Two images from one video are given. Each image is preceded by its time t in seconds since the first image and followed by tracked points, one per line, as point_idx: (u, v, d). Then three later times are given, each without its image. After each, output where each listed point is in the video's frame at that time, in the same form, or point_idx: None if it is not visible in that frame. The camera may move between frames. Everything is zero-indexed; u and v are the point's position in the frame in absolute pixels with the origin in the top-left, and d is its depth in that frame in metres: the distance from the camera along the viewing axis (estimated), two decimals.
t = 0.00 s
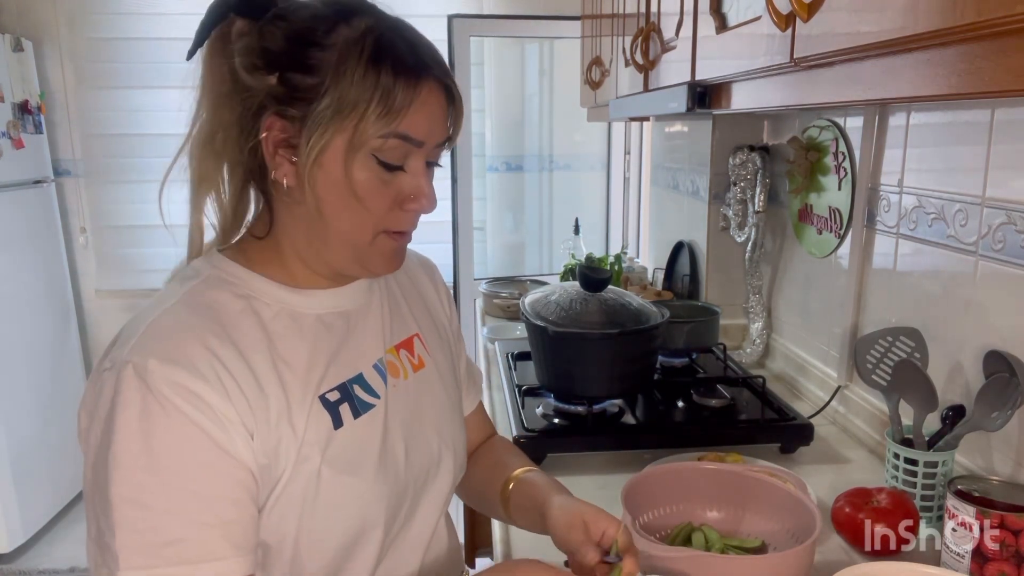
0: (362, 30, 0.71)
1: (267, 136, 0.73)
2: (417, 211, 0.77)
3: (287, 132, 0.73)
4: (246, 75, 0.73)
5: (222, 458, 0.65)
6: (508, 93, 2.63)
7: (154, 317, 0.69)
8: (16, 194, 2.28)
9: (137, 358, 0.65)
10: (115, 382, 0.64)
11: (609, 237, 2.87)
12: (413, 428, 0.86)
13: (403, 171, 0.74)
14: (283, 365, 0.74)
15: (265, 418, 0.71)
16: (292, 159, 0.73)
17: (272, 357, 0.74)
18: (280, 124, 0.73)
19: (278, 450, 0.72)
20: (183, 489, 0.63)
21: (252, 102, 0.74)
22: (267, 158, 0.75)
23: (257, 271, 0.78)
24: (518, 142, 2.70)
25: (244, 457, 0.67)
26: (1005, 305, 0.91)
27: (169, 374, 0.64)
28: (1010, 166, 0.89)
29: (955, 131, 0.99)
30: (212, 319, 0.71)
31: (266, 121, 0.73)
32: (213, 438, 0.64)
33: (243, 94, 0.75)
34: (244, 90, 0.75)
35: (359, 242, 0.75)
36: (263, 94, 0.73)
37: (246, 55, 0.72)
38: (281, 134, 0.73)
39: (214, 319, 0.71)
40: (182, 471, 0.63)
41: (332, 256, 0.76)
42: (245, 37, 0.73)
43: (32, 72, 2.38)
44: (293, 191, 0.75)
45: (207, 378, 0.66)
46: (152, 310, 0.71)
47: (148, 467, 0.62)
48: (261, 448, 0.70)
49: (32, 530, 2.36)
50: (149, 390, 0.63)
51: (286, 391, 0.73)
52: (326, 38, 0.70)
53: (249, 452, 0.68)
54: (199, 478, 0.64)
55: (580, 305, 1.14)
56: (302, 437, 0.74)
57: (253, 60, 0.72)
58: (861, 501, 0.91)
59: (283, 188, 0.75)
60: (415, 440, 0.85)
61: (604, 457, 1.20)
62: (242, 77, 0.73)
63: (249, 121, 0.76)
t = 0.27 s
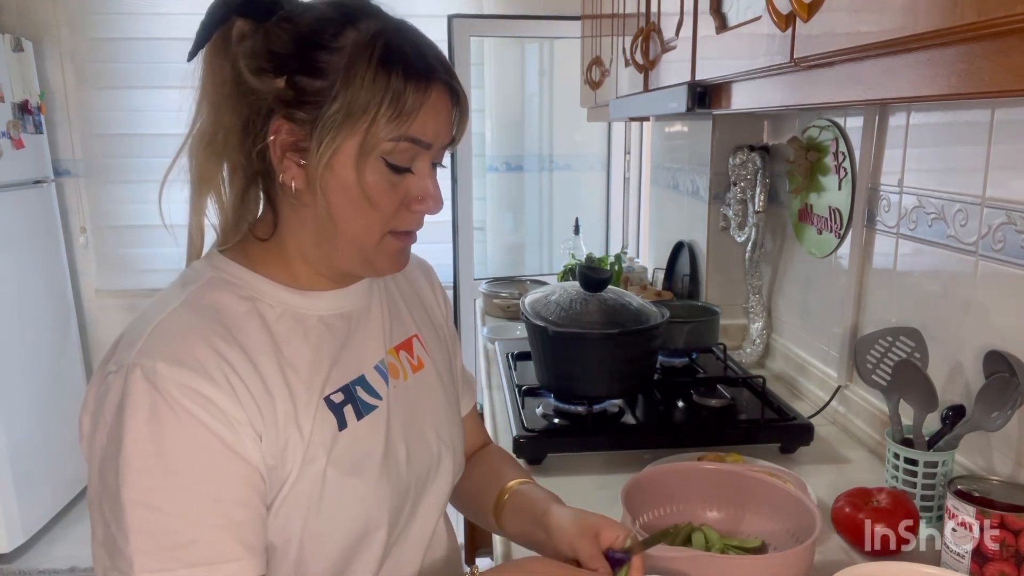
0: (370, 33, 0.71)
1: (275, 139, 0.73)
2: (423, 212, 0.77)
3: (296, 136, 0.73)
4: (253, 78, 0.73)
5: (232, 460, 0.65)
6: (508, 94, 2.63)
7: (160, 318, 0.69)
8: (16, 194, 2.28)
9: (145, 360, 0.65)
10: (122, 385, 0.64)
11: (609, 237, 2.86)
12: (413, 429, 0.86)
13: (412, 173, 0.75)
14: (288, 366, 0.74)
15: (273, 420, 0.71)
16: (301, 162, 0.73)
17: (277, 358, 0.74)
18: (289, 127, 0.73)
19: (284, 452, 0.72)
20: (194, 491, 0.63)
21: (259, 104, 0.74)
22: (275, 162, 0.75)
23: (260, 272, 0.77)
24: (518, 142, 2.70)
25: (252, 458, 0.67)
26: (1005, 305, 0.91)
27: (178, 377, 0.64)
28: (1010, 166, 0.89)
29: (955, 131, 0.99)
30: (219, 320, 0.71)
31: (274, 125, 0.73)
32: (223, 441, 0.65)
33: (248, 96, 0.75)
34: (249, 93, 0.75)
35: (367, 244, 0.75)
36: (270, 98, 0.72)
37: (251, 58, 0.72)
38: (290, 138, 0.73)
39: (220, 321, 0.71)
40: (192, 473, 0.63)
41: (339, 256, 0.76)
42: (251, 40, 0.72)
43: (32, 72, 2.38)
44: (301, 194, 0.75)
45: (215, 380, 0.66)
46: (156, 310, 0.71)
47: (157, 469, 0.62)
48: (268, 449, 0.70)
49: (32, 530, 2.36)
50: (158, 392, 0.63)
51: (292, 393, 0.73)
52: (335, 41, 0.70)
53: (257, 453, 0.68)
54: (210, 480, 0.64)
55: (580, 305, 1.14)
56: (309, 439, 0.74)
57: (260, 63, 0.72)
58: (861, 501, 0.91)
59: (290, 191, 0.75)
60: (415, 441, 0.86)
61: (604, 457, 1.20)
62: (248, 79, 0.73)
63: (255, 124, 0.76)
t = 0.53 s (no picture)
0: (377, 36, 0.71)
1: (282, 141, 0.73)
2: (428, 215, 0.78)
3: (303, 138, 0.73)
4: (258, 80, 0.72)
5: (239, 462, 0.65)
6: (508, 94, 2.63)
7: (165, 321, 0.69)
8: (16, 194, 2.28)
9: (151, 364, 0.65)
10: (128, 388, 0.64)
11: (609, 237, 2.86)
12: (414, 429, 0.86)
13: (419, 176, 0.75)
14: (292, 368, 0.74)
15: (278, 422, 0.71)
16: (307, 164, 0.74)
17: (282, 359, 0.74)
18: (296, 130, 0.73)
19: (290, 455, 0.72)
20: (200, 494, 0.63)
21: (263, 105, 0.74)
22: (280, 163, 0.75)
23: (263, 274, 0.77)
24: (518, 142, 2.70)
25: (258, 460, 0.67)
26: (1005, 305, 0.91)
27: (185, 380, 0.64)
28: (1010, 166, 0.89)
29: (955, 131, 0.99)
30: (224, 323, 0.71)
31: (280, 127, 0.73)
32: (229, 444, 0.65)
33: (252, 97, 0.74)
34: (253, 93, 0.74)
35: (373, 246, 0.75)
36: (276, 100, 0.72)
37: (258, 60, 0.72)
38: (296, 140, 0.73)
39: (225, 324, 0.71)
40: (199, 477, 0.63)
41: (343, 258, 0.76)
42: (256, 41, 0.72)
43: (32, 72, 2.38)
44: (308, 196, 0.75)
45: (222, 383, 0.66)
46: (160, 313, 0.71)
47: (164, 473, 0.62)
48: (274, 452, 0.70)
49: (32, 530, 2.36)
50: (165, 396, 0.63)
51: (297, 396, 0.74)
52: (343, 45, 0.70)
53: (263, 456, 0.68)
54: (216, 483, 0.64)
55: (579, 305, 1.14)
56: (313, 441, 0.74)
57: (266, 65, 0.71)
58: (862, 501, 0.91)
59: (296, 192, 0.75)
60: (414, 440, 0.86)
61: (604, 457, 1.20)
62: (254, 81, 0.72)
63: (258, 124, 0.76)
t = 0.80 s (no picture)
0: (385, 39, 0.71)
1: (287, 142, 0.73)
2: (430, 217, 0.78)
3: (308, 140, 0.72)
4: (265, 81, 0.72)
5: (240, 464, 0.65)
6: (508, 93, 2.63)
7: (168, 321, 0.69)
8: (16, 194, 2.28)
9: (153, 365, 0.65)
10: (131, 388, 0.64)
11: (609, 237, 2.86)
12: (415, 429, 0.86)
13: (423, 179, 0.75)
14: (294, 369, 0.74)
15: (280, 423, 0.71)
16: (313, 165, 0.73)
17: (283, 359, 0.74)
18: (302, 131, 0.73)
19: (291, 455, 0.72)
20: (201, 495, 0.63)
21: (269, 106, 0.74)
22: (286, 164, 0.74)
23: (266, 274, 0.77)
24: (518, 142, 2.70)
25: (258, 461, 0.67)
26: (1005, 305, 0.91)
27: (186, 381, 0.64)
28: (1010, 166, 0.89)
29: (955, 131, 0.99)
30: (226, 323, 0.71)
31: (286, 128, 0.73)
32: (231, 446, 0.65)
33: (259, 97, 0.74)
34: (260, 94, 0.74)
35: (376, 247, 0.75)
36: (283, 101, 0.72)
37: (266, 61, 0.72)
38: (302, 141, 0.73)
39: (226, 325, 0.71)
40: (200, 478, 0.63)
41: (345, 260, 0.76)
42: (263, 42, 0.72)
43: (32, 72, 2.37)
44: (311, 197, 0.75)
45: (224, 384, 0.66)
46: (163, 313, 0.71)
47: (166, 474, 0.62)
48: (275, 452, 0.70)
49: (32, 530, 2.35)
50: (167, 397, 0.63)
51: (299, 396, 0.74)
52: (351, 47, 0.70)
53: (265, 457, 0.68)
54: (217, 484, 0.64)
55: (580, 305, 1.14)
56: (315, 441, 0.74)
57: (273, 66, 0.71)
58: (862, 501, 0.91)
59: (300, 193, 0.75)
60: (415, 441, 0.86)
61: (604, 457, 1.20)
62: (261, 82, 0.72)
63: (263, 125, 0.76)
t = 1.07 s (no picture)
0: (383, 38, 0.71)
1: (285, 141, 0.73)
2: (430, 217, 0.78)
3: (306, 138, 0.73)
4: (264, 80, 0.72)
5: (239, 465, 0.65)
6: (508, 94, 2.63)
7: (168, 321, 0.69)
8: (15, 194, 2.28)
9: (154, 364, 0.65)
10: (131, 388, 0.64)
11: (609, 237, 2.86)
12: (415, 429, 0.86)
13: (421, 177, 0.75)
14: (295, 369, 0.74)
15: (280, 424, 0.71)
16: (311, 163, 0.73)
17: (284, 359, 0.74)
18: (300, 129, 0.73)
19: (291, 455, 0.72)
20: (200, 496, 0.63)
21: (268, 105, 0.74)
22: (284, 162, 0.75)
23: (267, 274, 0.77)
24: (518, 142, 2.70)
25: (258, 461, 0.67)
26: (1005, 305, 0.91)
27: (186, 381, 0.64)
28: (1010, 166, 0.89)
29: (955, 131, 0.99)
30: (226, 323, 0.71)
31: (284, 126, 0.73)
32: (230, 446, 0.65)
33: (258, 96, 0.75)
34: (259, 93, 0.74)
35: (375, 246, 0.75)
36: (281, 99, 0.72)
37: (265, 59, 0.72)
38: (300, 139, 0.73)
39: (227, 324, 0.71)
40: (200, 477, 0.63)
41: (345, 260, 0.76)
42: (262, 41, 0.72)
43: (32, 72, 2.37)
44: (310, 196, 0.75)
45: (224, 385, 0.66)
46: (163, 312, 0.71)
47: (165, 473, 0.62)
48: (275, 452, 0.70)
49: (32, 530, 2.35)
50: (167, 396, 0.63)
51: (299, 396, 0.74)
52: (348, 45, 0.70)
53: (264, 457, 0.68)
54: (216, 485, 0.64)
55: (580, 305, 1.14)
56: (316, 441, 0.74)
57: (271, 65, 0.71)
58: (862, 501, 0.91)
59: (299, 192, 0.75)
60: (415, 441, 0.86)
61: (604, 457, 1.20)
62: (260, 80, 0.73)
63: (263, 123, 0.76)
